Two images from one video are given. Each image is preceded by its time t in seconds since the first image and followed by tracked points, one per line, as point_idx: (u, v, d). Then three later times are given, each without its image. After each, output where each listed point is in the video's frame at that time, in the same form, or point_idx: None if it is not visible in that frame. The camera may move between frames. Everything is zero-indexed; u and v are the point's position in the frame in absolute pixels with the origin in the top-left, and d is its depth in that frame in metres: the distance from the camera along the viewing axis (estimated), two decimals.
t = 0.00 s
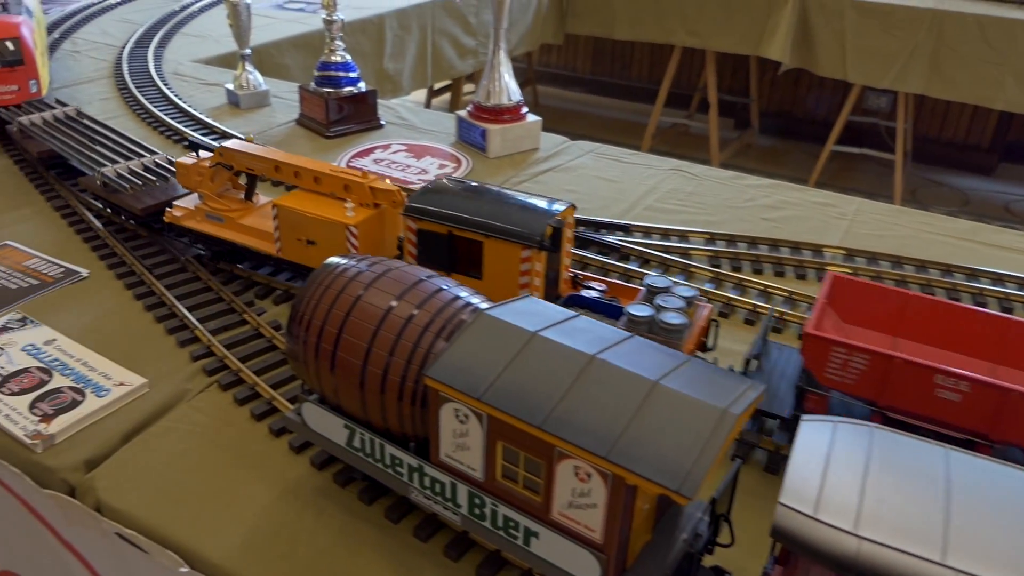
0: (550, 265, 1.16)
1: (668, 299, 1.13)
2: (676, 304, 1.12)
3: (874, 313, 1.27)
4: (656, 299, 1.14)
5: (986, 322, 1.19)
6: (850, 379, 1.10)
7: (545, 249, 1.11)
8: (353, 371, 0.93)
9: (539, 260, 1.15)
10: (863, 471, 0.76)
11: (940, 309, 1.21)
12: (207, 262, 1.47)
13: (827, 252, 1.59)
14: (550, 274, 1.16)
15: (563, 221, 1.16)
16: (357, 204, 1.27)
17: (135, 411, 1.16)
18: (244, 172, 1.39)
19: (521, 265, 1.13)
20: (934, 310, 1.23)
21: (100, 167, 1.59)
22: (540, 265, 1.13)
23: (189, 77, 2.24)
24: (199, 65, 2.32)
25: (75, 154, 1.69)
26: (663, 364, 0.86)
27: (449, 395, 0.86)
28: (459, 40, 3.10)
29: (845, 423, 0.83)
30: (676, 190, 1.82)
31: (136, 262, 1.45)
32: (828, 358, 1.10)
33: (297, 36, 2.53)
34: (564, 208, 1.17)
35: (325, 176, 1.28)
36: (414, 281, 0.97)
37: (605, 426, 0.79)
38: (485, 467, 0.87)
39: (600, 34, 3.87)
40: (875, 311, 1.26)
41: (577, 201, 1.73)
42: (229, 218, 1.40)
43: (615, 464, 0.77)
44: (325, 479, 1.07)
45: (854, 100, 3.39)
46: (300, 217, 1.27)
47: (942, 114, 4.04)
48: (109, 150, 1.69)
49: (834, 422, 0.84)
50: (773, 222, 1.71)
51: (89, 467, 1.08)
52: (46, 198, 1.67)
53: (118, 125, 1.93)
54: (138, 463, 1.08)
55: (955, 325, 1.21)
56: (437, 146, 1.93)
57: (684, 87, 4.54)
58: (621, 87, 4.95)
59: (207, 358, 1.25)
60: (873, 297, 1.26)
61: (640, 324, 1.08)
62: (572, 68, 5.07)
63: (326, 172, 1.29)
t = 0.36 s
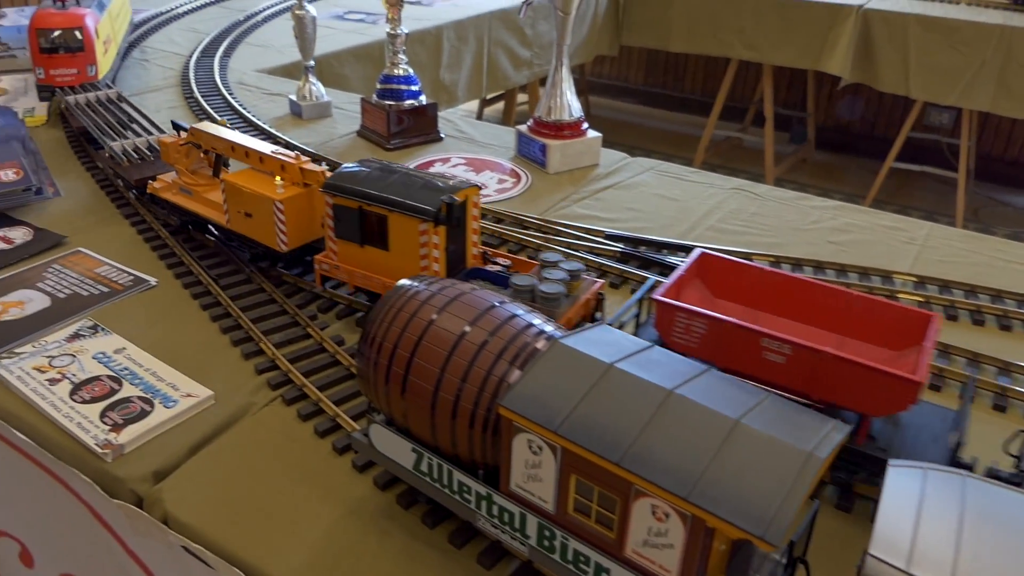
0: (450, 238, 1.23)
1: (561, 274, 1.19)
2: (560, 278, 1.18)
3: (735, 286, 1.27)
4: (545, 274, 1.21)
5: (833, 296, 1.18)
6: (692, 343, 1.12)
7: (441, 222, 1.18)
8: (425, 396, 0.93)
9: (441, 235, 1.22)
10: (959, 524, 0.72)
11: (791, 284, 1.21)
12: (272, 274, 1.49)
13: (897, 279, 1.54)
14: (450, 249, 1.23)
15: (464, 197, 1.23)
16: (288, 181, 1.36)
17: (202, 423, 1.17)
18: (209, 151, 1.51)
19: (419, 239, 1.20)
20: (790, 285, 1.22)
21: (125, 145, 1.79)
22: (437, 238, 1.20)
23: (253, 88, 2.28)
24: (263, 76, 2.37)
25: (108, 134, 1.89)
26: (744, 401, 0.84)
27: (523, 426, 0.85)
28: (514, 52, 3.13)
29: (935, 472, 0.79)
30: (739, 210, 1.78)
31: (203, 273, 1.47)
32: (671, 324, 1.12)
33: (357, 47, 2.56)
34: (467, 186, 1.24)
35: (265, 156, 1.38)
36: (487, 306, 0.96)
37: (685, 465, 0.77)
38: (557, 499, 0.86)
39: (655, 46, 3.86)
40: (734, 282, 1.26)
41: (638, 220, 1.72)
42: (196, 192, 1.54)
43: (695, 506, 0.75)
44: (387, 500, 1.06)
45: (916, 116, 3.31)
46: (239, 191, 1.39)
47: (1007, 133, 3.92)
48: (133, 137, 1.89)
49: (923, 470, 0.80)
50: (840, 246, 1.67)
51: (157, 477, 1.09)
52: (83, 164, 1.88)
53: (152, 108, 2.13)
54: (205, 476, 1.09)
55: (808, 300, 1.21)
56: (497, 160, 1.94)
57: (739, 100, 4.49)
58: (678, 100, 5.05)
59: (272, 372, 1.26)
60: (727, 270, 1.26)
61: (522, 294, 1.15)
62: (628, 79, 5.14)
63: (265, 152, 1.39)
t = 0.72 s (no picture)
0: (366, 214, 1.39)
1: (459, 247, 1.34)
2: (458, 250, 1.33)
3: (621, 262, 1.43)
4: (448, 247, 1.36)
5: (703, 268, 1.32)
6: (558, 304, 1.26)
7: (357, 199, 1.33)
8: (484, 421, 0.92)
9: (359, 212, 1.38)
10: None
11: (663, 257, 1.36)
12: (323, 290, 1.50)
13: (956, 306, 1.50)
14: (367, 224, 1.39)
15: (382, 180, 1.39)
16: (245, 161, 1.52)
17: (256, 438, 1.18)
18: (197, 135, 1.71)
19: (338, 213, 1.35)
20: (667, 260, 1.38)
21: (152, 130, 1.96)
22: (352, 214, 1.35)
23: (302, 102, 2.32)
24: (311, 91, 2.41)
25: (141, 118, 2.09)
26: (814, 436, 0.82)
27: (586, 455, 0.84)
28: (556, 67, 3.16)
29: (1016, 517, 0.77)
30: (790, 232, 1.76)
31: (256, 287, 1.49)
32: (541, 286, 1.27)
33: (403, 62, 2.58)
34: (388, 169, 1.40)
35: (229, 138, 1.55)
36: (547, 332, 0.96)
37: (754, 500, 0.76)
38: (618, 530, 0.85)
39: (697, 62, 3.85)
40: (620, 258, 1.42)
41: (687, 241, 1.70)
42: (184, 171, 1.74)
43: (765, 544, 0.73)
44: (441, 522, 1.05)
45: (965, 136, 3.25)
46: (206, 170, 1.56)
47: None
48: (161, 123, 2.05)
49: (1003, 514, 0.77)
50: (895, 270, 1.63)
51: (212, 493, 1.10)
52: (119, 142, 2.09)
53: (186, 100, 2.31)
54: (259, 492, 1.10)
55: (675, 272, 1.36)
56: (543, 177, 1.94)
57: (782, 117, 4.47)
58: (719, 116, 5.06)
59: (324, 389, 1.27)
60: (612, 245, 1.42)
61: (421, 262, 1.31)
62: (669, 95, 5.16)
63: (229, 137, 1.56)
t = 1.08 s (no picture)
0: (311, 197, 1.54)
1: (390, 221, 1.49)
2: (371, 227, 1.47)
3: (513, 237, 1.50)
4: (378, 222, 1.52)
5: (579, 241, 1.39)
6: (443, 271, 1.33)
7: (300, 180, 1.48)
8: (527, 443, 0.92)
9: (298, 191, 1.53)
10: None
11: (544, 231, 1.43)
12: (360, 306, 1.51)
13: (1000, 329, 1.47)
14: (306, 202, 1.54)
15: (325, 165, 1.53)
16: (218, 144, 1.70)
17: (295, 454, 1.18)
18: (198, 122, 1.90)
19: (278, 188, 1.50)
20: (550, 233, 1.46)
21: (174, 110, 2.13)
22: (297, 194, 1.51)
23: (337, 117, 2.35)
24: (346, 105, 2.44)
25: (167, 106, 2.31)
26: (864, 465, 0.80)
27: (631, 480, 0.83)
28: (588, 82, 3.17)
29: None
30: (828, 252, 1.74)
31: (294, 302, 1.51)
32: (428, 253, 1.33)
33: (436, 77, 2.61)
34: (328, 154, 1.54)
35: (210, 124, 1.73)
36: (592, 354, 0.95)
37: (803, 530, 0.74)
38: (663, 556, 0.83)
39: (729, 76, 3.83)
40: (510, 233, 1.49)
41: (724, 260, 1.69)
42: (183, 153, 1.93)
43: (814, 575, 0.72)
44: (479, 542, 1.05)
45: (1004, 152, 3.21)
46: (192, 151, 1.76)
47: None
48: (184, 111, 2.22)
49: None
50: (936, 291, 1.60)
51: (253, 508, 1.10)
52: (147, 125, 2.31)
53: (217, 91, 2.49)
54: (299, 509, 1.10)
55: (556, 245, 1.44)
56: (577, 195, 1.94)
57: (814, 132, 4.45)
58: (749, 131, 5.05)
59: (362, 406, 1.27)
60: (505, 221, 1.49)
61: (340, 236, 1.47)
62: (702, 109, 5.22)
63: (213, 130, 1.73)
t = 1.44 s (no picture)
0: (262, 173, 1.71)
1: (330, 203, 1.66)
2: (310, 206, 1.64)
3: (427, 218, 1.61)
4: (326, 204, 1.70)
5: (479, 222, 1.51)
6: (354, 243, 1.46)
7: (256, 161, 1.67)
8: (558, 464, 0.91)
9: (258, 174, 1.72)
10: None
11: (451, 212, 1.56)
12: (387, 323, 1.52)
13: None
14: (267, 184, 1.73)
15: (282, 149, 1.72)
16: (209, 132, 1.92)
17: (324, 472, 1.19)
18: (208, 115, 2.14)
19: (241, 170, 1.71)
20: (459, 213, 1.57)
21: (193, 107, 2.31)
22: (253, 174, 1.69)
23: (362, 133, 2.38)
24: (371, 121, 2.47)
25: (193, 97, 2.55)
26: (897, 490, 0.77)
27: (662, 503, 0.81)
28: (610, 98, 3.19)
29: None
30: (855, 270, 1.72)
31: (321, 319, 1.52)
32: (343, 228, 1.47)
33: (459, 93, 2.62)
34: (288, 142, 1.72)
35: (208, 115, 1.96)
36: (623, 376, 0.94)
37: (837, 556, 0.72)
38: None
39: (751, 91, 3.83)
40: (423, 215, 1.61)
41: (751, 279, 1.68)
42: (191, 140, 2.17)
43: None
44: (508, 562, 1.04)
45: None
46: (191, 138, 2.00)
47: None
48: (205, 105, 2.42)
49: None
50: (965, 311, 1.58)
51: (283, 526, 1.10)
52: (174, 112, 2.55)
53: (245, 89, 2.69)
54: (328, 528, 1.10)
55: (464, 225, 1.56)
56: (601, 212, 1.95)
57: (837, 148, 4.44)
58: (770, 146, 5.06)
59: (390, 424, 1.27)
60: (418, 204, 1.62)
61: (284, 210, 1.64)
62: (727, 125, 5.24)
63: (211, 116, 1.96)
